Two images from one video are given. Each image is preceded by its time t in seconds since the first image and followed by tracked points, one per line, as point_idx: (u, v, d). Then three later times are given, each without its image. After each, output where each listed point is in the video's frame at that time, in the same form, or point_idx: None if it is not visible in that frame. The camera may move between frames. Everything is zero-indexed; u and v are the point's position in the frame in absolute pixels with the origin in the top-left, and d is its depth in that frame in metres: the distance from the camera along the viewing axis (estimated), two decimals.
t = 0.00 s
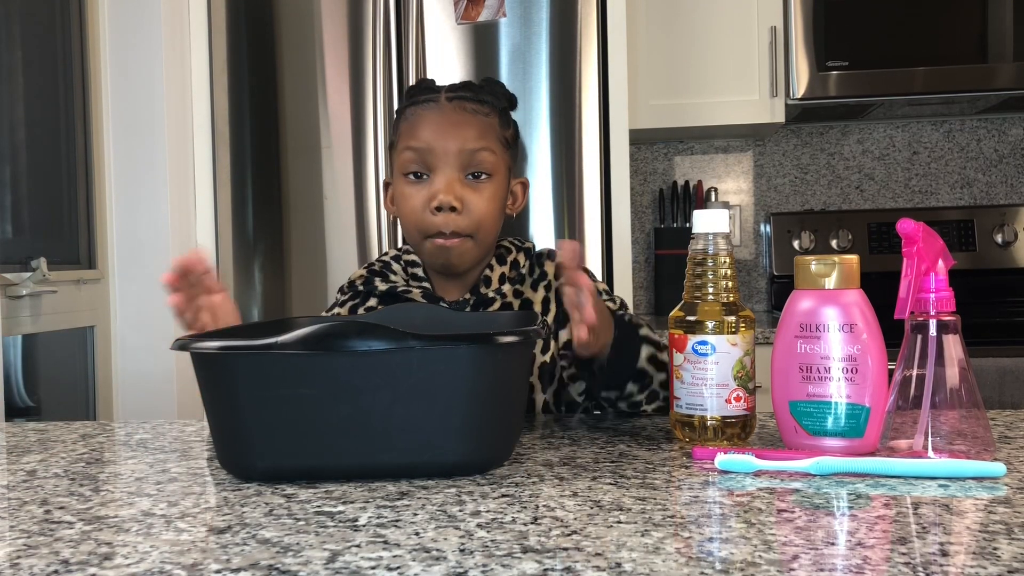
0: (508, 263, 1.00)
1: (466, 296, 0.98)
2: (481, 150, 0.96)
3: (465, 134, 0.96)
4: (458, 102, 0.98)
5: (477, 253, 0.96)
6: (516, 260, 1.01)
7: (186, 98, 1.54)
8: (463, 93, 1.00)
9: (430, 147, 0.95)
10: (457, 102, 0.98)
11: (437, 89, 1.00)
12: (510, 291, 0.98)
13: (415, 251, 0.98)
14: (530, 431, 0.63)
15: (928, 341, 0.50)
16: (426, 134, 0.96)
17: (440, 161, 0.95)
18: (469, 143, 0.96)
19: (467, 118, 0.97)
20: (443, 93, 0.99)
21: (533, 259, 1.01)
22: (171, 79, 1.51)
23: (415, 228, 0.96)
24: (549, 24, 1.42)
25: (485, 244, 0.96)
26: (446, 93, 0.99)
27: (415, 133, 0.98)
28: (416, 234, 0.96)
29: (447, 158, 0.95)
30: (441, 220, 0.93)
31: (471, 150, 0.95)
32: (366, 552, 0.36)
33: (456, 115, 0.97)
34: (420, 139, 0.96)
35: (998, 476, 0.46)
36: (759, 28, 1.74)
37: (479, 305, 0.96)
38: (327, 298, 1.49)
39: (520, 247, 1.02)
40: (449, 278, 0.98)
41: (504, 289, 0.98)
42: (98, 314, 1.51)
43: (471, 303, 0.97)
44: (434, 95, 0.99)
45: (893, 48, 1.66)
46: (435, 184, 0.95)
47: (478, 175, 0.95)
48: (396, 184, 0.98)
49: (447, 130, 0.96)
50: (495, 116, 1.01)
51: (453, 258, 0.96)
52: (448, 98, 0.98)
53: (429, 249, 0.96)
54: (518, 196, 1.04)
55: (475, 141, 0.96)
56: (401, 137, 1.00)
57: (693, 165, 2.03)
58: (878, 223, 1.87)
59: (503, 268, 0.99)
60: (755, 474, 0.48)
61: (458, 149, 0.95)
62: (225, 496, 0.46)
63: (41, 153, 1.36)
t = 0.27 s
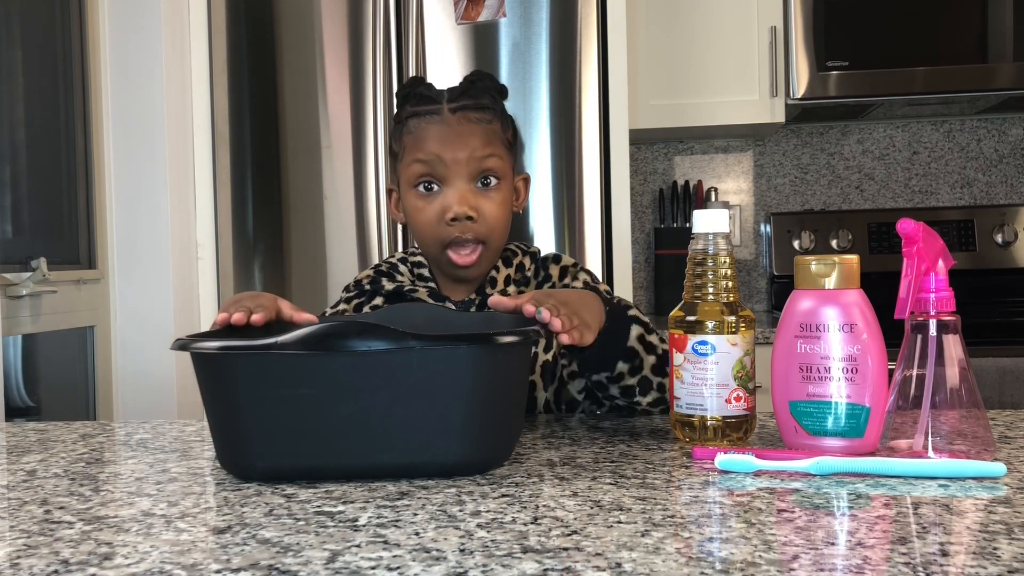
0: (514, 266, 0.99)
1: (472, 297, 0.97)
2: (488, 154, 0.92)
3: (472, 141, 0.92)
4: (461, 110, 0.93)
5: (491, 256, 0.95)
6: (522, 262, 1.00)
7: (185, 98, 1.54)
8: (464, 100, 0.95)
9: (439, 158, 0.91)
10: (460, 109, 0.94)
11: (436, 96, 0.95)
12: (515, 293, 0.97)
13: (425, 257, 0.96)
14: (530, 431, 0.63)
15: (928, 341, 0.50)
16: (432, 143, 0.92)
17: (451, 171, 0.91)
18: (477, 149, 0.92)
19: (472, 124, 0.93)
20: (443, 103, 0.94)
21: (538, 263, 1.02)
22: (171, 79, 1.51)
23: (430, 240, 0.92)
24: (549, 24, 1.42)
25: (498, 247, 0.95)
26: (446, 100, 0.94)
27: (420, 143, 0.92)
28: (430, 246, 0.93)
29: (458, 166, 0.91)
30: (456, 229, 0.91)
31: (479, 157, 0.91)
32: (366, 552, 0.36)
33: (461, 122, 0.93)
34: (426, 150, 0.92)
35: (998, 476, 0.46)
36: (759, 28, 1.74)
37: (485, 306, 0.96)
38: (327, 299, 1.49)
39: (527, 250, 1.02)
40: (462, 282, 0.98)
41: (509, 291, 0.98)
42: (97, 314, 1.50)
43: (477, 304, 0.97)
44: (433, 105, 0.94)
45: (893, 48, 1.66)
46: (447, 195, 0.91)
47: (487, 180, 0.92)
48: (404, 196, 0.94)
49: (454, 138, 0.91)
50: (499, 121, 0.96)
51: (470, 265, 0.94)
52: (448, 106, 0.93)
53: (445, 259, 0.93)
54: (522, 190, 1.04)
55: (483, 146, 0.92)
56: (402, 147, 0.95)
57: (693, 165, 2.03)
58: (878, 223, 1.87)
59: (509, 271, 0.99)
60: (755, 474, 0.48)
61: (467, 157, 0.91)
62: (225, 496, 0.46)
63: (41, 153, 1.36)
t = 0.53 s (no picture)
0: (514, 266, 0.98)
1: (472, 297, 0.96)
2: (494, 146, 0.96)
3: (478, 131, 0.95)
4: (472, 100, 0.98)
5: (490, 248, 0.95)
6: (522, 264, 0.99)
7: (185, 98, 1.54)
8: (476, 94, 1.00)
9: (444, 143, 0.95)
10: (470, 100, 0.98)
11: (450, 89, 1.00)
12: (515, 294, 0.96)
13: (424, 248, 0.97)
14: (530, 431, 0.63)
15: (928, 341, 0.50)
16: (440, 129, 0.96)
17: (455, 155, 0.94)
18: (483, 140, 0.96)
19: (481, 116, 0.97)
20: (454, 93, 0.99)
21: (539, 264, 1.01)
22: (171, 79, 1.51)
23: (429, 222, 0.94)
24: (549, 25, 1.42)
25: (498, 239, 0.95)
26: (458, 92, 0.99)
27: (428, 130, 0.97)
28: (429, 229, 0.95)
29: (462, 153, 0.94)
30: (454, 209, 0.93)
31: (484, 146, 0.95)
32: (366, 552, 0.36)
33: (470, 112, 0.97)
34: (433, 136, 0.96)
35: (998, 477, 0.46)
36: (759, 28, 1.74)
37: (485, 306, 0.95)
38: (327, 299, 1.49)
39: (527, 252, 1.01)
40: (458, 276, 0.97)
41: (509, 292, 0.97)
42: (97, 314, 1.50)
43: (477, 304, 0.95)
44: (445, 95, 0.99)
45: (893, 48, 1.66)
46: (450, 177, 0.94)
47: (490, 169, 0.95)
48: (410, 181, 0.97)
49: (460, 126, 0.95)
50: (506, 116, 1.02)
51: (466, 254, 0.94)
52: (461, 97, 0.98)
53: (442, 243, 0.94)
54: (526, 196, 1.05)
55: (489, 137, 0.96)
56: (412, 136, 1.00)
57: (693, 165, 2.03)
58: (878, 223, 1.87)
59: (509, 271, 0.98)
60: (756, 474, 0.48)
61: (471, 144, 0.94)
62: (225, 496, 0.46)
63: (41, 153, 1.36)
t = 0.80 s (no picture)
0: (508, 265, 0.99)
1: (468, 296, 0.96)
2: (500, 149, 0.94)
3: (488, 132, 0.94)
4: (487, 102, 0.97)
5: (479, 248, 0.94)
6: (516, 261, 1.00)
7: (185, 98, 1.54)
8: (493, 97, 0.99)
9: (451, 137, 0.93)
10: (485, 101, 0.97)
11: (468, 88, 0.99)
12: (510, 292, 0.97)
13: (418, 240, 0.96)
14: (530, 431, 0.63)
15: (928, 341, 0.50)
16: (449, 123, 0.94)
17: (459, 150, 0.93)
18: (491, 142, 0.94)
19: (493, 119, 0.96)
20: (473, 92, 0.98)
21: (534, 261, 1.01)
22: (171, 79, 1.51)
23: (423, 212, 0.93)
24: (549, 25, 1.42)
25: (489, 242, 0.94)
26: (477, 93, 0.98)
27: (438, 121, 0.95)
28: (422, 219, 0.93)
29: (467, 150, 0.93)
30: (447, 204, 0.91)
31: (490, 147, 0.93)
32: (366, 552, 0.36)
33: (483, 113, 0.95)
34: (442, 128, 0.94)
35: (997, 476, 0.46)
36: (759, 29, 1.75)
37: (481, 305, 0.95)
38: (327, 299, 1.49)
39: (520, 250, 1.01)
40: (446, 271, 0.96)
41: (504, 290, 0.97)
42: (96, 315, 1.50)
43: (473, 303, 0.96)
44: (463, 92, 0.98)
45: (893, 48, 1.66)
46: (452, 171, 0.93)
47: (492, 172, 0.93)
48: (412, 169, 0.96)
49: (470, 123, 0.94)
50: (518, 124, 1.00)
51: (454, 250, 0.93)
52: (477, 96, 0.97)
53: (433, 235, 0.93)
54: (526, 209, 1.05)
55: (497, 140, 0.94)
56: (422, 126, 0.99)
57: (693, 165, 2.03)
58: (878, 223, 1.87)
59: (504, 270, 0.98)
60: (755, 474, 0.48)
61: (478, 143, 0.93)
62: (225, 496, 0.46)
63: (41, 153, 1.36)
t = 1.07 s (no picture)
0: (508, 266, 0.99)
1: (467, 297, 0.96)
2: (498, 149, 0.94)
3: (487, 132, 0.93)
4: (486, 101, 0.96)
5: (478, 248, 0.94)
6: (516, 263, 1.00)
7: (185, 97, 1.54)
8: (491, 95, 0.98)
9: (450, 139, 0.93)
10: (484, 101, 0.96)
11: (467, 87, 0.98)
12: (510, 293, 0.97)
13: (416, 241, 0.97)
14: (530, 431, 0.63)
15: (928, 341, 0.50)
16: (447, 124, 0.94)
17: (458, 152, 0.92)
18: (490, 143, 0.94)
19: (492, 118, 0.95)
20: (472, 91, 0.97)
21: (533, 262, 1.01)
22: (171, 79, 1.51)
23: (422, 214, 0.93)
24: (549, 25, 1.42)
25: (488, 243, 0.94)
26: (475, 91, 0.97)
27: (435, 123, 0.95)
28: (421, 221, 0.93)
29: (465, 151, 0.92)
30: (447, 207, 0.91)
31: (489, 148, 0.93)
32: (366, 552, 0.36)
33: (482, 113, 0.95)
34: (440, 129, 0.93)
35: (998, 476, 0.46)
36: (759, 28, 1.74)
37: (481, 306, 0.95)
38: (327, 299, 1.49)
39: (519, 251, 1.01)
40: (446, 274, 0.97)
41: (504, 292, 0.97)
42: (97, 315, 1.51)
43: (473, 304, 0.96)
44: (462, 91, 0.97)
45: (894, 48, 1.66)
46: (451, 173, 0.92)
47: (491, 173, 0.93)
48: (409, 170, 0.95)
49: (469, 124, 0.93)
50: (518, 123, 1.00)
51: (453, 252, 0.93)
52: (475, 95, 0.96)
53: (433, 238, 0.93)
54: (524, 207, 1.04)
55: (496, 140, 0.94)
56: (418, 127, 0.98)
57: (693, 165, 2.03)
58: (878, 223, 1.87)
59: (503, 271, 0.98)
60: (755, 474, 0.48)
61: (477, 144, 0.92)
62: (225, 496, 0.46)
63: (41, 153, 1.36)
